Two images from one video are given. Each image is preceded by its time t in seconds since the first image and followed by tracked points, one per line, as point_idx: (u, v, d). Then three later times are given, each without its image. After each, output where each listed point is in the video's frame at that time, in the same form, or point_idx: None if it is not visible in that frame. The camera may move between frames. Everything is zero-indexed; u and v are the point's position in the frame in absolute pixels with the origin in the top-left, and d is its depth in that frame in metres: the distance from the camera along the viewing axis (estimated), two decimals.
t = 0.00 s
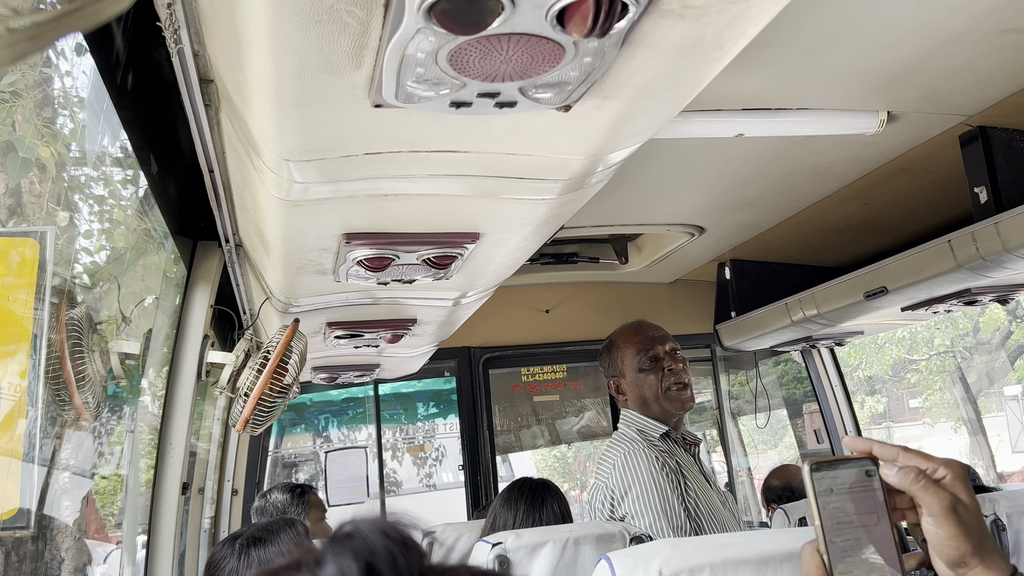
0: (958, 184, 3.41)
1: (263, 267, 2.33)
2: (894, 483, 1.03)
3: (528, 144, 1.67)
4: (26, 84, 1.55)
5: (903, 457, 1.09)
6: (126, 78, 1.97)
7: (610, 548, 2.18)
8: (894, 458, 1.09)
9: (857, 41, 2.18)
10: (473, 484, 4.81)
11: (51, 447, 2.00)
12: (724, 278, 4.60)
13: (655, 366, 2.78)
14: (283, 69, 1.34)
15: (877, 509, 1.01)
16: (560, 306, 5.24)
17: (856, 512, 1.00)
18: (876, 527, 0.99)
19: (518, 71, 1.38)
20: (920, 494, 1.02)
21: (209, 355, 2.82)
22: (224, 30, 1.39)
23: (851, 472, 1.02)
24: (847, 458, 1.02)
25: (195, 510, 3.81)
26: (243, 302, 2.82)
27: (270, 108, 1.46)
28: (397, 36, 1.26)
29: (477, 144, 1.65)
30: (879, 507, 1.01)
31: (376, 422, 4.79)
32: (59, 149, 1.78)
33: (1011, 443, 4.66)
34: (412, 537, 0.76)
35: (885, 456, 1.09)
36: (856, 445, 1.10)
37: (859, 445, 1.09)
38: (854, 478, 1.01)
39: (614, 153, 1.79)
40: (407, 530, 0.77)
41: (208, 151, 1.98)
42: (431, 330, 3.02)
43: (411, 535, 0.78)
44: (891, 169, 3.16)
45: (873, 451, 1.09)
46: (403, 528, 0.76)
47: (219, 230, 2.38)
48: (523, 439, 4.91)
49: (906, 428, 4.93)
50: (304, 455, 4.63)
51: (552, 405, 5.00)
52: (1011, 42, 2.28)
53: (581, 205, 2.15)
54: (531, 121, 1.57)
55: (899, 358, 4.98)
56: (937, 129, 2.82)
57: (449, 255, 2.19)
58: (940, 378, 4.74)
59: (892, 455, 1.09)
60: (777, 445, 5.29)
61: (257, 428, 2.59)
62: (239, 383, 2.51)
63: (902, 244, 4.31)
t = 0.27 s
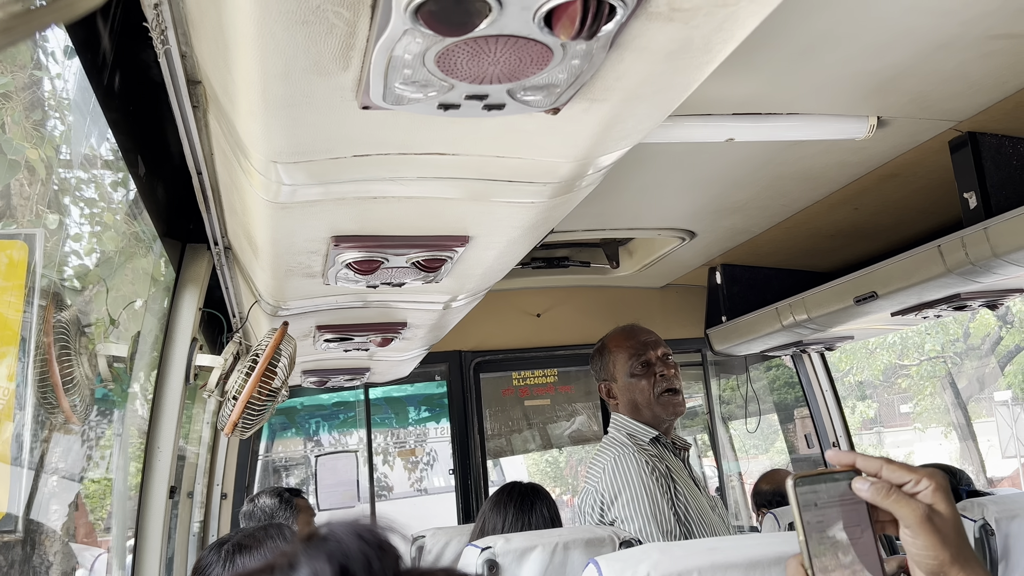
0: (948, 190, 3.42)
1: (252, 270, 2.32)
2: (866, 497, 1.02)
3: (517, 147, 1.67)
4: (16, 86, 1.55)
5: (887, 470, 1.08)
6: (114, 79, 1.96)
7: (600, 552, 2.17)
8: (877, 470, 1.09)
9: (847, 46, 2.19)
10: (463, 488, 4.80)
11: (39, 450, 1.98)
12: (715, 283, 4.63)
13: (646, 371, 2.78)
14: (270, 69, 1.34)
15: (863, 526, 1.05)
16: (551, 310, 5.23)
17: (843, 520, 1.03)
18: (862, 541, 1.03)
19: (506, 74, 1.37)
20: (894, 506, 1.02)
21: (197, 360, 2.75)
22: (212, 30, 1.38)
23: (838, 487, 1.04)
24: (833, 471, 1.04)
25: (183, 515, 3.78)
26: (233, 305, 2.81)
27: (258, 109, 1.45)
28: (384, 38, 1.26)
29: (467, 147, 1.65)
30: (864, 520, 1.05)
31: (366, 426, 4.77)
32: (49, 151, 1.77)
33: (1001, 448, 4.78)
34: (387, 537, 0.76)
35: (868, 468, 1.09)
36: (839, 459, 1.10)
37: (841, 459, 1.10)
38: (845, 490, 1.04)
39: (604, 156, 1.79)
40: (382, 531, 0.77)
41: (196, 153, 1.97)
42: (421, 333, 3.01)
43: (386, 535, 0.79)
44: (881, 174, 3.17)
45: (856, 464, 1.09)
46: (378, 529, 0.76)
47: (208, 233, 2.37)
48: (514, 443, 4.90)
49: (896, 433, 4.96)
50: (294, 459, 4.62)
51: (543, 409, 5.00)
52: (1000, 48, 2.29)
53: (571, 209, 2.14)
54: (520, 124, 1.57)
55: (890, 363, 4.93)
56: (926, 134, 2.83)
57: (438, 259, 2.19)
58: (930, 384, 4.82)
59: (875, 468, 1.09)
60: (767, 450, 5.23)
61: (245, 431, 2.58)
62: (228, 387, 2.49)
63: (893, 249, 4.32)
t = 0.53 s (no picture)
0: (930, 193, 3.44)
1: (232, 271, 2.31)
2: (865, 503, 1.08)
3: (498, 146, 1.67)
4: None
5: (863, 476, 1.11)
6: (90, 76, 1.95)
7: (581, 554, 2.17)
8: (852, 476, 1.12)
9: (828, 49, 2.20)
10: (447, 492, 4.78)
11: (18, 454, 1.95)
12: (699, 285, 4.65)
13: (629, 372, 2.78)
14: (246, 66, 1.33)
15: (840, 533, 0.97)
16: (536, 312, 5.23)
17: (822, 532, 0.95)
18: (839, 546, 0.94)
19: (483, 72, 1.37)
20: (893, 507, 1.07)
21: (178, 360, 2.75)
22: (188, 27, 1.37)
23: (812, 493, 0.97)
24: (806, 478, 0.97)
25: (165, 518, 3.75)
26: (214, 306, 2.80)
27: (234, 107, 1.44)
28: (360, 34, 1.25)
29: (447, 146, 1.64)
30: (841, 523, 0.97)
31: (350, 429, 4.76)
32: (28, 152, 1.75)
33: (983, 452, 4.70)
34: (356, 534, 0.75)
35: (844, 474, 1.11)
36: (815, 464, 1.11)
37: (818, 465, 1.10)
38: (817, 494, 0.98)
39: (584, 156, 1.79)
40: (351, 528, 0.76)
41: (175, 152, 1.96)
42: (404, 335, 3.00)
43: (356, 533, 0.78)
44: (864, 177, 3.19)
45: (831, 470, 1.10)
46: (347, 526, 0.75)
47: (188, 233, 2.35)
48: (499, 446, 4.89)
49: (880, 436, 4.98)
50: (279, 462, 4.58)
51: (528, 412, 5.00)
52: (979, 52, 2.30)
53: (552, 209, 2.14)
54: (500, 123, 1.57)
55: (874, 367, 5.02)
56: (908, 137, 2.85)
57: (420, 259, 2.19)
58: (914, 387, 4.79)
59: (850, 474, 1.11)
60: (752, 453, 5.32)
61: (226, 433, 2.57)
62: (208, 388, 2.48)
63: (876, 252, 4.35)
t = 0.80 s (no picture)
0: (905, 195, 3.47)
1: (204, 270, 2.29)
2: (831, 516, 1.17)
3: (468, 144, 1.66)
4: None
5: (826, 490, 1.18)
6: (56, 72, 1.92)
7: (556, 554, 2.16)
8: (815, 487, 1.19)
9: (802, 50, 2.21)
10: (426, 494, 4.77)
11: None
12: (677, 286, 4.70)
13: (605, 371, 2.78)
14: (209, 61, 1.31)
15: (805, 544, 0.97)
16: (515, 313, 5.22)
17: (788, 542, 0.96)
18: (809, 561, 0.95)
19: (450, 68, 1.36)
20: (859, 522, 1.15)
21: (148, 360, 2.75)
22: (151, 21, 1.35)
23: (779, 505, 0.98)
24: (769, 487, 0.98)
25: (140, 521, 3.70)
26: (188, 305, 2.78)
27: (199, 102, 1.43)
28: (324, 29, 1.24)
29: (417, 144, 1.63)
30: (807, 536, 0.97)
31: (327, 431, 4.72)
32: None
33: (960, 452, 4.75)
34: (303, 531, 0.74)
35: (805, 483, 1.17)
36: (783, 472, 1.14)
37: (782, 471, 1.14)
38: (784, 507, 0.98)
39: (555, 154, 1.78)
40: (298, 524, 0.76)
41: (143, 150, 1.93)
42: (380, 335, 2.99)
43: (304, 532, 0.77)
44: (839, 178, 3.21)
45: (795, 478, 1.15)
46: (293, 522, 0.74)
47: (160, 232, 2.33)
48: (479, 447, 4.87)
49: (859, 437, 5.00)
50: (257, 464, 4.56)
51: (507, 413, 4.99)
52: (952, 53, 2.32)
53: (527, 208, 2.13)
54: (469, 120, 1.56)
55: (852, 368, 5.01)
56: (882, 138, 2.87)
57: (393, 257, 2.18)
58: (892, 388, 4.87)
59: (814, 485, 1.18)
60: (732, 454, 5.33)
61: (199, 433, 2.54)
62: (180, 388, 2.45)
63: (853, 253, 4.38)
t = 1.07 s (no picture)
0: (878, 195, 3.50)
1: (172, 269, 2.26)
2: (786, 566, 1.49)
3: (436, 142, 1.65)
4: None
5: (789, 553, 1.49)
6: (16, 65, 1.89)
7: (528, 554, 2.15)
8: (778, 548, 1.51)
9: (773, 50, 2.22)
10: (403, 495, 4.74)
11: None
12: (652, 286, 4.70)
13: (580, 371, 2.77)
14: (169, 55, 1.27)
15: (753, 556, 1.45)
16: (490, 313, 5.21)
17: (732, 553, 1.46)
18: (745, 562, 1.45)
19: (414, 63, 1.35)
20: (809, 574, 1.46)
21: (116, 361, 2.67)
22: (109, 13, 1.31)
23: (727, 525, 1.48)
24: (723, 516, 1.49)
25: (110, 523, 3.65)
26: (158, 304, 2.73)
27: (160, 97, 1.38)
28: (284, 22, 1.22)
29: (383, 140, 1.62)
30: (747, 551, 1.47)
31: (301, 433, 4.69)
32: None
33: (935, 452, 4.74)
34: (238, 531, 0.73)
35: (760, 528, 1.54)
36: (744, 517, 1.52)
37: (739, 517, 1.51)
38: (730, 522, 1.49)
39: (525, 152, 1.77)
40: (235, 525, 0.75)
41: (108, 145, 1.89)
42: (353, 334, 2.97)
43: (243, 533, 0.76)
44: (812, 178, 3.23)
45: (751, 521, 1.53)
46: (228, 522, 0.73)
47: (127, 229, 2.29)
48: (456, 447, 4.86)
49: (836, 437, 5.06)
50: (233, 466, 4.53)
51: (483, 413, 4.98)
52: (922, 54, 2.34)
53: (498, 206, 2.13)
54: (436, 116, 1.55)
55: (828, 368, 5.09)
56: (854, 139, 2.89)
57: (362, 256, 2.17)
58: (868, 388, 4.92)
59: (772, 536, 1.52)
60: (709, 454, 5.32)
61: (168, 433, 2.51)
62: (148, 388, 2.41)
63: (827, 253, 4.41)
